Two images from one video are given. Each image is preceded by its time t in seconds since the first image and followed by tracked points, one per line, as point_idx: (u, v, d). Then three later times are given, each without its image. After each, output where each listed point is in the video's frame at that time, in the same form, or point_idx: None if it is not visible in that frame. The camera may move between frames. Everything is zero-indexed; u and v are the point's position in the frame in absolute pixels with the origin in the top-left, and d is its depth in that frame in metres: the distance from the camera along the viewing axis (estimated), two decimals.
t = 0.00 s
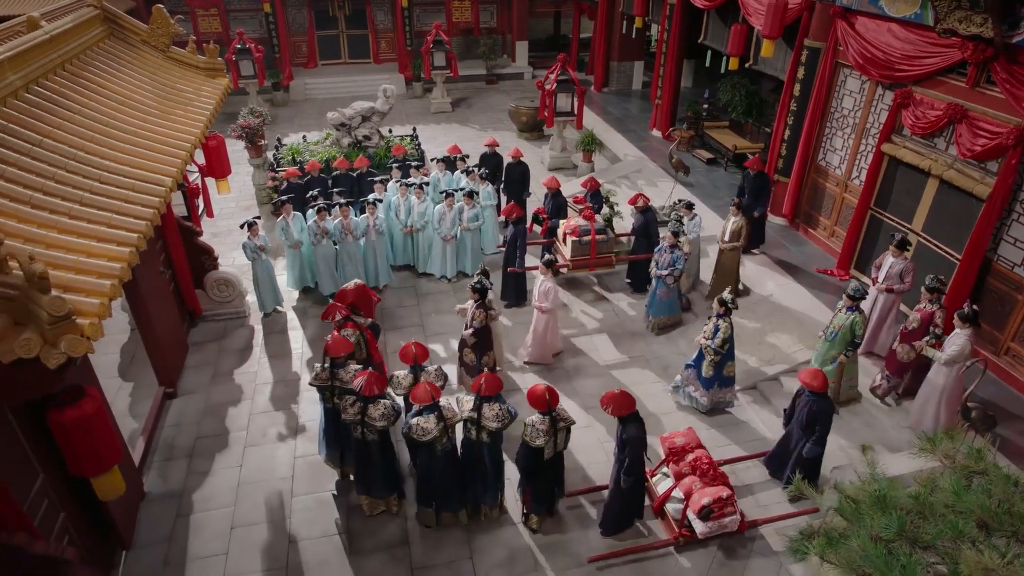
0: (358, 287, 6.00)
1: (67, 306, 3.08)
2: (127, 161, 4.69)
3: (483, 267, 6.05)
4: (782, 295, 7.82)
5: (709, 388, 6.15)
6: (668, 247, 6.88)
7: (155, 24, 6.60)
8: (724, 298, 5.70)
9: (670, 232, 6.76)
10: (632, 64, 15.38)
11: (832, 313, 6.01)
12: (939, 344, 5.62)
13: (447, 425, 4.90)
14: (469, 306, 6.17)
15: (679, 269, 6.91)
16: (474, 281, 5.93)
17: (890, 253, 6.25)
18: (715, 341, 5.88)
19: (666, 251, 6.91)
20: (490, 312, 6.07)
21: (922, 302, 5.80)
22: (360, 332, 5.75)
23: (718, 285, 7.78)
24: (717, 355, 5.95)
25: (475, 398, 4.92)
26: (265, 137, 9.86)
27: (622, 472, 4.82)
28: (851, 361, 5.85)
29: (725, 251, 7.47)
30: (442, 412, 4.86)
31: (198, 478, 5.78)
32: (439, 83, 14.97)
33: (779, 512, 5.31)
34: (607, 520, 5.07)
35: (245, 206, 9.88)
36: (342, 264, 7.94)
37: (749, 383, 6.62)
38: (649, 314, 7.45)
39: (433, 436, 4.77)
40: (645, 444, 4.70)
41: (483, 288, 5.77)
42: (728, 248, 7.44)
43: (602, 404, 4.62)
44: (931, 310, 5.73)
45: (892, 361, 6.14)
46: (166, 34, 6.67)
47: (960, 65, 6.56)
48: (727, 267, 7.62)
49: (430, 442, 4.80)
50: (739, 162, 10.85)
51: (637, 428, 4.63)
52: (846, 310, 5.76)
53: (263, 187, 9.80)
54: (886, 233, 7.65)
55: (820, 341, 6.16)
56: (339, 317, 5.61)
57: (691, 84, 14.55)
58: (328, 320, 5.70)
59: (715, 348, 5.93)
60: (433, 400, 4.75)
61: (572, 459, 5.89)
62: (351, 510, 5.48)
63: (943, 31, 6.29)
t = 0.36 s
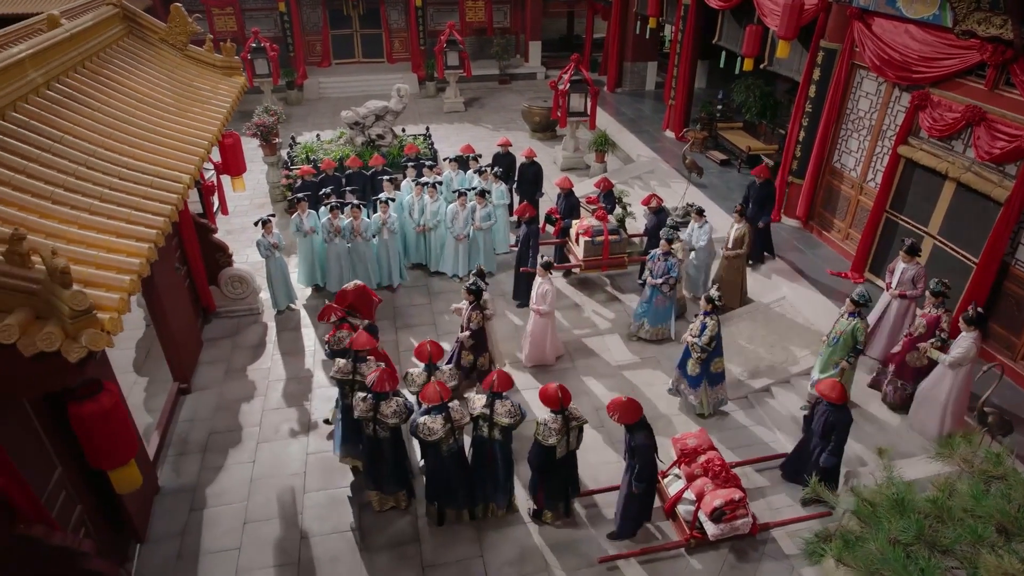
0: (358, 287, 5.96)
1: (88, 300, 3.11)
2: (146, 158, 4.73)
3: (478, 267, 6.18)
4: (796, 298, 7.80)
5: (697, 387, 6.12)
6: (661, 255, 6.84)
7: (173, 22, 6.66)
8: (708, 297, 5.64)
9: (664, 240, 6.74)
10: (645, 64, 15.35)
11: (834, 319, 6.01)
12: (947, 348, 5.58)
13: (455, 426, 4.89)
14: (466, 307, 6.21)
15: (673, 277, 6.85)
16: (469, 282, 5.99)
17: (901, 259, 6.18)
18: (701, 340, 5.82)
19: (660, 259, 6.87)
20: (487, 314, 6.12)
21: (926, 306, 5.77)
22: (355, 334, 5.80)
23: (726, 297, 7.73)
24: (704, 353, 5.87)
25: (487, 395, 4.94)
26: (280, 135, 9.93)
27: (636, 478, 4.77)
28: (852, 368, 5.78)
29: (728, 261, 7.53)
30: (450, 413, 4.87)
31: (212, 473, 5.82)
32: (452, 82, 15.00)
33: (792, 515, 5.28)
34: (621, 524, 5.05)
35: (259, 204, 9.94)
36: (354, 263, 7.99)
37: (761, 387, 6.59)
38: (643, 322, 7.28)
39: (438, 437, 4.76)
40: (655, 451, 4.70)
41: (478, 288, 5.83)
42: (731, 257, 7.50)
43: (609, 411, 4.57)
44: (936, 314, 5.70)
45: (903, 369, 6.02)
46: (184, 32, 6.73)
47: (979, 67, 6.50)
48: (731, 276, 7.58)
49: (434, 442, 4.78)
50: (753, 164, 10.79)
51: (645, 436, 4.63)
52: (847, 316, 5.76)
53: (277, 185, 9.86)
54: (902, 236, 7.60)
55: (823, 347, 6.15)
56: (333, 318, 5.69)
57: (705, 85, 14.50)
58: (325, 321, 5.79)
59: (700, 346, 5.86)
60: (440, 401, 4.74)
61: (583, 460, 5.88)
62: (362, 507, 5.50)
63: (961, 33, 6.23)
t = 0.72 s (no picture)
0: (353, 288, 5.88)
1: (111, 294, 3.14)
2: (166, 155, 4.79)
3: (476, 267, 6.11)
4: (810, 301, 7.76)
5: (684, 385, 6.25)
6: (658, 256, 6.86)
7: (193, 20, 6.72)
8: (699, 297, 5.74)
9: (660, 241, 6.78)
10: (660, 65, 15.30)
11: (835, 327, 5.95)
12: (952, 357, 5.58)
13: (463, 428, 4.91)
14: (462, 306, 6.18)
15: (670, 278, 6.88)
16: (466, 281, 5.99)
17: (913, 265, 6.13)
18: (692, 341, 5.92)
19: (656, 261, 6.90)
20: (482, 313, 6.08)
21: (933, 313, 5.71)
22: (348, 336, 5.73)
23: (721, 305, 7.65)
24: (696, 354, 5.99)
25: (500, 393, 4.96)
26: (295, 134, 9.99)
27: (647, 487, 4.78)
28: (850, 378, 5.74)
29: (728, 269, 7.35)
30: (459, 413, 4.89)
31: (226, 468, 5.88)
32: (467, 82, 15.04)
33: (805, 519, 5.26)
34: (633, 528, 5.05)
35: (275, 202, 10.02)
36: (368, 262, 8.03)
37: (775, 390, 6.56)
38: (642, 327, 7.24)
39: (444, 436, 4.79)
40: (664, 459, 4.71)
41: (474, 289, 5.83)
42: (732, 266, 7.34)
43: (617, 426, 4.55)
44: (943, 322, 5.65)
45: (910, 376, 6.00)
46: (204, 30, 6.80)
47: (1000, 70, 6.42)
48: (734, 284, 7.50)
49: (441, 440, 4.82)
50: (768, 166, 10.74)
51: (652, 446, 4.61)
52: (848, 325, 5.69)
53: (292, 183, 9.92)
54: (920, 239, 7.53)
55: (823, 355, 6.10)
56: (326, 321, 5.59)
57: (720, 86, 14.44)
58: (317, 323, 5.69)
59: (693, 347, 5.97)
60: (452, 400, 4.77)
61: (596, 462, 5.88)
62: (375, 504, 5.54)
63: (983, 35, 6.15)
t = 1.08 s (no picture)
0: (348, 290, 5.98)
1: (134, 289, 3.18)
2: (187, 152, 4.85)
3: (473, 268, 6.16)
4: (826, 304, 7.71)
5: (678, 385, 6.24)
6: (653, 263, 6.62)
7: (213, 19, 6.79)
8: (689, 297, 5.72)
9: (655, 248, 6.55)
10: (676, 66, 15.25)
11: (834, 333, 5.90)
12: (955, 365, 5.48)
13: (474, 427, 4.91)
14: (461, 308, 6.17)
15: (665, 287, 6.61)
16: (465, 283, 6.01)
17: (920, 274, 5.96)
18: (685, 341, 5.90)
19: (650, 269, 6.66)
20: (481, 314, 6.07)
21: (935, 322, 5.59)
22: (348, 335, 5.81)
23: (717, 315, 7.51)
24: (688, 354, 5.98)
25: (515, 391, 4.97)
26: (312, 132, 10.06)
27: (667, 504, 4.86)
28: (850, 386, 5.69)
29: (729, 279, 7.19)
30: (470, 412, 4.90)
31: (241, 463, 5.93)
32: (482, 82, 15.07)
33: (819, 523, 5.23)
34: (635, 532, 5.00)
35: (290, 200, 10.09)
36: (382, 261, 8.07)
37: (789, 393, 6.53)
38: (638, 337, 7.04)
39: (456, 435, 4.80)
40: (679, 469, 4.76)
41: (473, 291, 5.87)
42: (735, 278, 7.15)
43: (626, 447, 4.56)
44: (945, 332, 5.53)
45: (907, 384, 5.90)
46: (224, 30, 6.87)
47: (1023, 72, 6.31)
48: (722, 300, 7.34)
49: (453, 439, 4.82)
50: (784, 168, 10.68)
51: (663, 453, 4.75)
52: (847, 332, 5.62)
53: (308, 181, 9.98)
54: (938, 243, 7.46)
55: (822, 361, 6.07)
56: (326, 322, 5.65)
57: (736, 87, 14.38)
58: (316, 325, 5.72)
59: (684, 346, 5.97)
60: (468, 398, 4.80)
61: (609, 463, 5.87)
62: (387, 501, 5.57)
63: (1006, 38, 6.07)
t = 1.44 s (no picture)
0: (345, 288, 5.94)
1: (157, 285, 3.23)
2: (207, 150, 4.91)
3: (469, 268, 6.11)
4: (842, 308, 7.67)
5: (677, 386, 6.20)
6: (648, 269, 6.52)
7: (233, 19, 6.86)
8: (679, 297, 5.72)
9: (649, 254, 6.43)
10: (692, 67, 15.19)
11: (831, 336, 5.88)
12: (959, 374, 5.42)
13: (488, 426, 4.92)
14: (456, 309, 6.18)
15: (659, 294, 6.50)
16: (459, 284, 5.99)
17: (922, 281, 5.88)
18: (675, 341, 5.88)
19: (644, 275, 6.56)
20: (474, 316, 6.06)
21: (940, 330, 5.53)
22: (348, 335, 5.85)
23: (722, 316, 7.42)
24: (679, 354, 5.94)
25: (529, 392, 4.98)
26: (327, 131, 10.12)
27: (690, 540, 5.00)
28: (843, 389, 5.68)
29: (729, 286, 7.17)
30: (484, 412, 4.91)
31: (256, 459, 5.98)
32: (497, 82, 15.09)
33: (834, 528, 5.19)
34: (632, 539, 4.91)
35: (306, 198, 10.16)
36: (396, 260, 8.09)
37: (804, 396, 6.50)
38: (629, 340, 6.96)
39: (471, 434, 4.81)
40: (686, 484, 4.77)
41: (465, 292, 5.85)
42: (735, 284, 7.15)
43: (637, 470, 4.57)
44: (950, 339, 5.47)
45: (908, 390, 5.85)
46: (243, 29, 6.94)
47: None
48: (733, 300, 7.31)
49: (467, 438, 4.83)
50: (800, 170, 10.62)
51: (670, 479, 4.71)
52: (842, 335, 5.61)
53: (324, 179, 10.04)
54: (957, 247, 7.38)
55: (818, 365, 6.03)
56: (326, 320, 5.69)
57: (751, 89, 14.31)
58: (315, 323, 5.77)
59: (676, 348, 5.92)
60: (480, 399, 4.81)
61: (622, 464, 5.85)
62: (400, 499, 5.59)
63: None
